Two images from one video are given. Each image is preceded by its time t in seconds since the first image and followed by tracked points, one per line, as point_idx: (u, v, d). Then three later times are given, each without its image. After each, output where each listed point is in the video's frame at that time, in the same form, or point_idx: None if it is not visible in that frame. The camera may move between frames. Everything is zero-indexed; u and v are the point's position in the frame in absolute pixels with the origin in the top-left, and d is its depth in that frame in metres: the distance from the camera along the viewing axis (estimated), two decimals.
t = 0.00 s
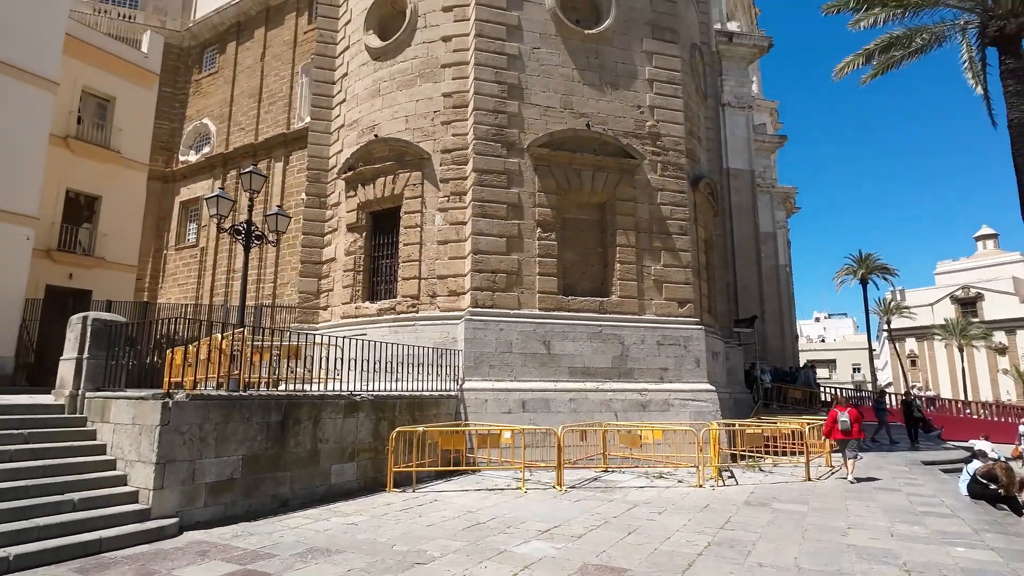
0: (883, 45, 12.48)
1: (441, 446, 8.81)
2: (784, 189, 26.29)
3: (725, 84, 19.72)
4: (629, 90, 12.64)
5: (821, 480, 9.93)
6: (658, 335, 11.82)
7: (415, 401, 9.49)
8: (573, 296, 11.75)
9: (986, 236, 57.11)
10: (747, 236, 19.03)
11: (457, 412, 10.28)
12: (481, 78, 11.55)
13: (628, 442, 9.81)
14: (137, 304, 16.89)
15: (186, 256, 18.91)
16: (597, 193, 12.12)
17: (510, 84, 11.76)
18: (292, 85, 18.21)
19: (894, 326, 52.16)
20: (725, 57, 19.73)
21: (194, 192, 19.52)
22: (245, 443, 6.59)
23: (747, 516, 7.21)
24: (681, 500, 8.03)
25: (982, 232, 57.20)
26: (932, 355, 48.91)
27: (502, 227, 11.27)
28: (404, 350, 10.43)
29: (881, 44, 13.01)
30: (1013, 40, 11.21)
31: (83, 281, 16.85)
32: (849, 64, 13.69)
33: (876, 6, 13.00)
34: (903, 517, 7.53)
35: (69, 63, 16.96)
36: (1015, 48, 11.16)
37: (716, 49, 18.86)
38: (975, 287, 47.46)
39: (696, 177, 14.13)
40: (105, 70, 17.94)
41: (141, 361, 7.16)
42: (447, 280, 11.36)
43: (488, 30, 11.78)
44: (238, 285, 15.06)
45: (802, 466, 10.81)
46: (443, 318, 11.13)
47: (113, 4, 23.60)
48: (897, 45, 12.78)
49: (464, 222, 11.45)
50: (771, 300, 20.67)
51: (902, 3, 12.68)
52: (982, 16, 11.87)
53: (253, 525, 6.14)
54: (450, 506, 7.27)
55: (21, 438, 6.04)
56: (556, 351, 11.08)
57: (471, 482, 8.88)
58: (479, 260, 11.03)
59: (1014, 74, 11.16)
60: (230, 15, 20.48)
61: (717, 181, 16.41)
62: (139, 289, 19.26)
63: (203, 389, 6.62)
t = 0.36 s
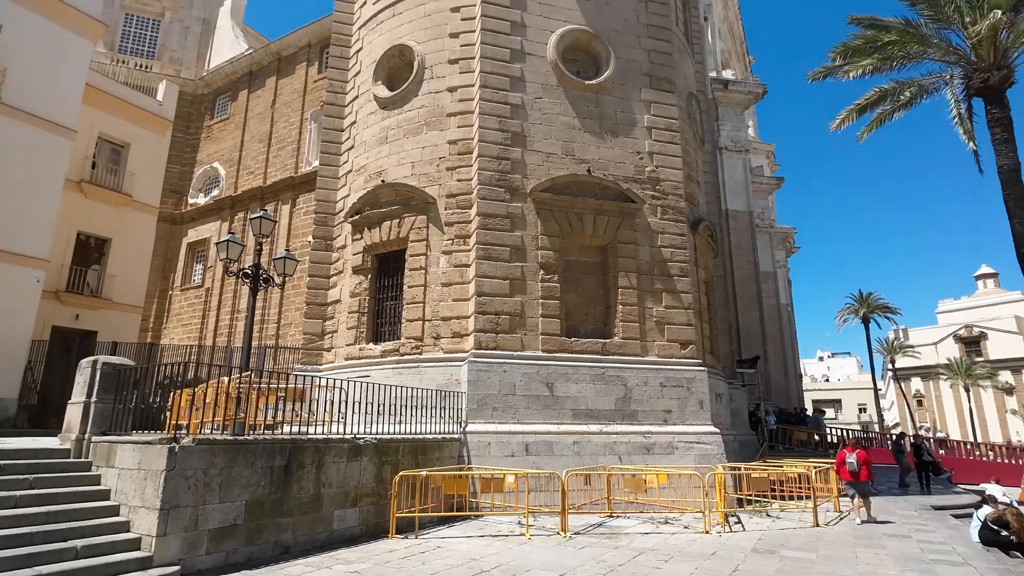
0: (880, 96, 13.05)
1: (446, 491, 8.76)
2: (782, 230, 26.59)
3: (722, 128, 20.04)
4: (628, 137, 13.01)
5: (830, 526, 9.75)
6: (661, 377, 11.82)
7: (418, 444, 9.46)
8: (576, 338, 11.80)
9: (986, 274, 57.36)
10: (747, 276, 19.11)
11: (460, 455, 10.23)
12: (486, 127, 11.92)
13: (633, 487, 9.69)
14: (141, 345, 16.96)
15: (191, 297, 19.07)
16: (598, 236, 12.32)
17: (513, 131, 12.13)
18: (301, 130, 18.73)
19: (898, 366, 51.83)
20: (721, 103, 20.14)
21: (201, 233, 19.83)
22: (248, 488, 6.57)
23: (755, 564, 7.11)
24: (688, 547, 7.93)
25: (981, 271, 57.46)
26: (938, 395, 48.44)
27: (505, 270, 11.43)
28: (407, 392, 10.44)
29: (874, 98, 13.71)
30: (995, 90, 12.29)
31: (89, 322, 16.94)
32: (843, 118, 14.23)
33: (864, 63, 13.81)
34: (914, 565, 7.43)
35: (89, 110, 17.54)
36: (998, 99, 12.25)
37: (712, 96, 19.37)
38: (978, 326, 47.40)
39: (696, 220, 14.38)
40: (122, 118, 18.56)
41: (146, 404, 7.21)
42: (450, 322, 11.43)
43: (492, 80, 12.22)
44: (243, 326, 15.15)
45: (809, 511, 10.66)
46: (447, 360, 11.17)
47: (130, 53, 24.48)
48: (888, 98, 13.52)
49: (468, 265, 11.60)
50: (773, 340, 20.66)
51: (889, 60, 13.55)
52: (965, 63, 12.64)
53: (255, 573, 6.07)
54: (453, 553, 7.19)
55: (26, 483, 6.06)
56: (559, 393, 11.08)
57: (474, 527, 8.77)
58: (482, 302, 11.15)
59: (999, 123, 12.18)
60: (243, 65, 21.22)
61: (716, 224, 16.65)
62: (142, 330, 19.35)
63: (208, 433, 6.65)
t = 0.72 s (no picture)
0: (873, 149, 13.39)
1: (444, 550, 8.23)
2: (783, 279, 26.64)
3: (719, 181, 20.26)
4: (628, 191, 13.24)
5: None
6: (666, 430, 11.61)
7: (417, 500, 9.22)
8: (579, 389, 11.68)
9: (991, 324, 57.05)
10: (749, 325, 18.94)
11: (461, 512, 9.94)
12: (489, 181, 12.18)
13: (639, 546, 9.33)
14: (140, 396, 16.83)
15: (193, 348, 19.04)
16: (600, 286, 12.37)
17: (515, 185, 12.38)
18: (308, 185, 19.14)
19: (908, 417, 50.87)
20: (718, 157, 20.51)
21: (206, 285, 19.99)
22: (242, 548, 6.37)
23: None
24: None
25: (986, 320, 57.21)
26: (951, 447, 47.34)
27: (507, 321, 11.43)
28: (408, 446, 10.26)
29: (866, 151, 14.07)
30: (984, 146, 12.63)
31: (90, 374, 16.88)
32: (835, 169, 14.51)
33: (854, 123, 14.13)
34: None
35: (101, 166, 18.04)
36: (988, 153, 12.55)
37: (709, 150, 19.80)
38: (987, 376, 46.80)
39: (697, 271, 14.48)
40: (136, 174, 19.08)
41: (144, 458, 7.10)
42: (452, 373, 11.33)
43: (495, 137, 12.56)
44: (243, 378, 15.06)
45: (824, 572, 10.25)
46: (448, 413, 11.01)
47: (146, 112, 25.34)
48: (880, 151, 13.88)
49: (471, 316, 11.61)
50: (780, 392, 20.36)
51: (879, 119, 13.95)
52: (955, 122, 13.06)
53: None
54: None
55: (15, 544, 6.05)
56: (562, 447, 10.87)
57: None
58: (485, 354, 11.10)
59: (991, 177, 12.42)
60: (254, 122, 21.91)
61: (717, 275, 16.74)
62: (142, 381, 19.24)
63: (204, 489, 6.52)
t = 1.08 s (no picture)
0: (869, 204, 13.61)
1: None
2: (787, 331, 26.49)
3: (719, 235, 20.34)
4: (628, 244, 13.38)
5: None
6: (673, 487, 11.29)
7: (416, 562, 8.88)
8: (583, 445, 11.45)
9: (1001, 376, 56.19)
10: (755, 378, 18.40)
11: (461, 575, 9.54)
12: (491, 236, 12.35)
13: None
14: (137, 453, 16.53)
15: (193, 403, 18.86)
16: (603, 339, 12.32)
17: (517, 239, 12.54)
18: (314, 239, 19.42)
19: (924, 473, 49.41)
20: (717, 211, 20.74)
21: (209, 338, 19.99)
22: None
23: None
24: None
25: (996, 372, 56.41)
26: (970, 505, 45.74)
27: (509, 375, 11.34)
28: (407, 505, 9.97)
29: (861, 205, 14.29)
30: (978, 200, 12.80)
31: (87, 430, 16.66)
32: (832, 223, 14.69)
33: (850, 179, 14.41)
34: None
35: (111, 223, 18.40)
36: (984, 207, 12.71)
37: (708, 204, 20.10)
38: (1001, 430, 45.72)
39: (700, 324, 14.45)
40: (144, 229, 19.44)
41: (136, 518, 6.90)
42: (453, 429, 11.14)
43: (497, 193, 12.83)
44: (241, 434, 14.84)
45: None
46: (449, 470, 10.76)
47: (158, 170, 26.05)
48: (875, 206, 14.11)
49: (473, 370, 11.52)
50: (789, 447, 19.89)
51: (873, 176, 14.25)
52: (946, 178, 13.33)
53: None
54: None
55: None
56: (566, 506, 10.55)
57: None
58: (486, 408, 10.95)
59: (988, 231, 12.55)
60: (262, 180, 22.46)
61: (720, 328, 16.71)
62: (139, 437, 18.94)
63: (195, 553, 6.28)
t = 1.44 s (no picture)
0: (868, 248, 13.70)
1: None
2: (793, 375, 26.16)
3: (720, 278, 19.93)
4: (629, 288, 13.40)
5: None
6: (680, 538, 10.90)
7: None
8: (586, 494, 11.15)
9: (1013, 420, 55.16)
10: (761, 423, 17.24)
11: None
12: (492, 281, 12.41)
13: None
14: (130, 504, 16.17)
15: (189, 451, 18.56)
16: (605, 384, 12.18)
17: (518, 284, 12.58)
18: (316, 284, 19.50)
19: (940, 523, 47.88)
20: (717, 255, 20.51)
21: (208, 385, 19.83)
22: None
23: None
24: None
25: (1007, 417, 55.42)
26: (991, 556, 44.08)
27: (510, 421, 11.17)
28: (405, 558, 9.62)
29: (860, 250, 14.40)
30: (976, 244, 12.87)
31: (80, 480, 16.35)
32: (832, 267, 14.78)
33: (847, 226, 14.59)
34: None
35: (116, 270, 18.56)
36: (983, 250, 12.78)
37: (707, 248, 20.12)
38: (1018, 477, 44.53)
39: (703, 368, 14.31)
40: (149, 276, 19.57)
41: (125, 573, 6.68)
42: (453, 478, 10.89)
43: (498, 238, 12.96)
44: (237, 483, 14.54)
45: None
46: (449, 521, 10.44)
47: (166, 218, 26.45)
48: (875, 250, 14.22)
49: (473, 416, 11.36)
50: (799, 493, 19.34)
51: (872, 217, 14.41)
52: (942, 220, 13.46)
53: None
54: None
55: None
56: (570, 558, 10.17)
57: None
58: (487, 456, 10.73)
59: (989, 273, 12.57)
60: (267, 227, 22.75)
61: (723, 372, 16.53)
62: (133, 487, 18.54)
63: None
